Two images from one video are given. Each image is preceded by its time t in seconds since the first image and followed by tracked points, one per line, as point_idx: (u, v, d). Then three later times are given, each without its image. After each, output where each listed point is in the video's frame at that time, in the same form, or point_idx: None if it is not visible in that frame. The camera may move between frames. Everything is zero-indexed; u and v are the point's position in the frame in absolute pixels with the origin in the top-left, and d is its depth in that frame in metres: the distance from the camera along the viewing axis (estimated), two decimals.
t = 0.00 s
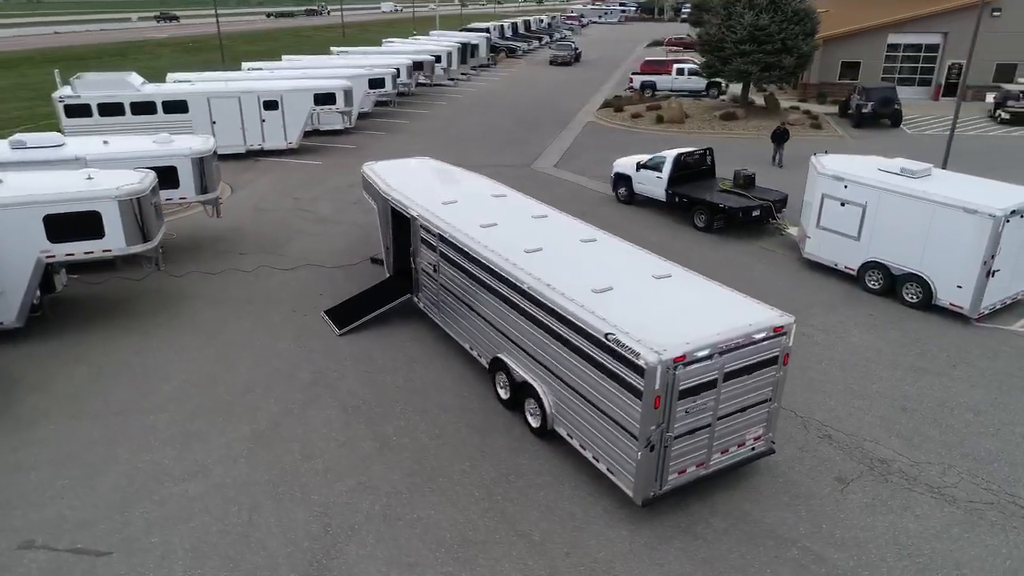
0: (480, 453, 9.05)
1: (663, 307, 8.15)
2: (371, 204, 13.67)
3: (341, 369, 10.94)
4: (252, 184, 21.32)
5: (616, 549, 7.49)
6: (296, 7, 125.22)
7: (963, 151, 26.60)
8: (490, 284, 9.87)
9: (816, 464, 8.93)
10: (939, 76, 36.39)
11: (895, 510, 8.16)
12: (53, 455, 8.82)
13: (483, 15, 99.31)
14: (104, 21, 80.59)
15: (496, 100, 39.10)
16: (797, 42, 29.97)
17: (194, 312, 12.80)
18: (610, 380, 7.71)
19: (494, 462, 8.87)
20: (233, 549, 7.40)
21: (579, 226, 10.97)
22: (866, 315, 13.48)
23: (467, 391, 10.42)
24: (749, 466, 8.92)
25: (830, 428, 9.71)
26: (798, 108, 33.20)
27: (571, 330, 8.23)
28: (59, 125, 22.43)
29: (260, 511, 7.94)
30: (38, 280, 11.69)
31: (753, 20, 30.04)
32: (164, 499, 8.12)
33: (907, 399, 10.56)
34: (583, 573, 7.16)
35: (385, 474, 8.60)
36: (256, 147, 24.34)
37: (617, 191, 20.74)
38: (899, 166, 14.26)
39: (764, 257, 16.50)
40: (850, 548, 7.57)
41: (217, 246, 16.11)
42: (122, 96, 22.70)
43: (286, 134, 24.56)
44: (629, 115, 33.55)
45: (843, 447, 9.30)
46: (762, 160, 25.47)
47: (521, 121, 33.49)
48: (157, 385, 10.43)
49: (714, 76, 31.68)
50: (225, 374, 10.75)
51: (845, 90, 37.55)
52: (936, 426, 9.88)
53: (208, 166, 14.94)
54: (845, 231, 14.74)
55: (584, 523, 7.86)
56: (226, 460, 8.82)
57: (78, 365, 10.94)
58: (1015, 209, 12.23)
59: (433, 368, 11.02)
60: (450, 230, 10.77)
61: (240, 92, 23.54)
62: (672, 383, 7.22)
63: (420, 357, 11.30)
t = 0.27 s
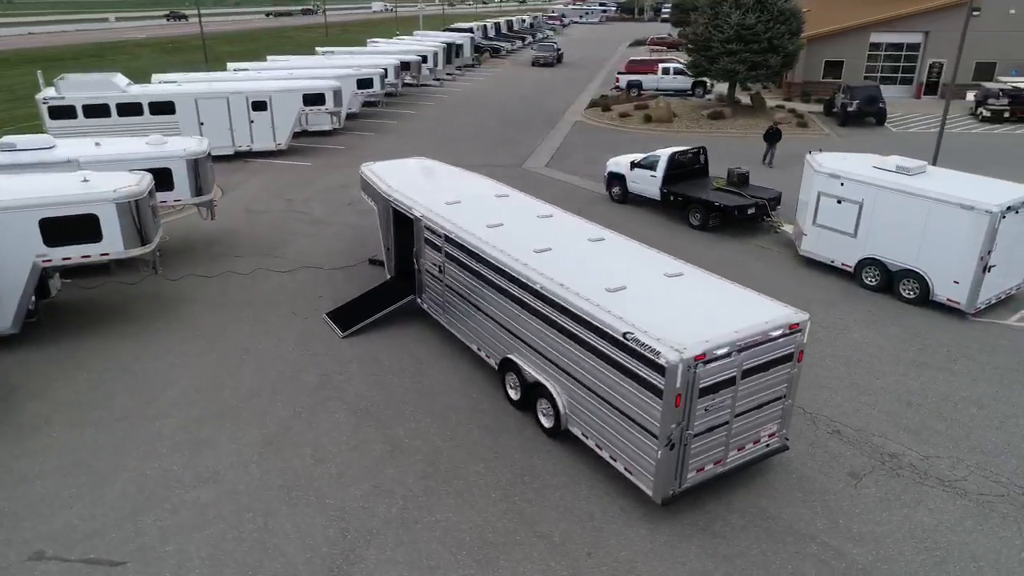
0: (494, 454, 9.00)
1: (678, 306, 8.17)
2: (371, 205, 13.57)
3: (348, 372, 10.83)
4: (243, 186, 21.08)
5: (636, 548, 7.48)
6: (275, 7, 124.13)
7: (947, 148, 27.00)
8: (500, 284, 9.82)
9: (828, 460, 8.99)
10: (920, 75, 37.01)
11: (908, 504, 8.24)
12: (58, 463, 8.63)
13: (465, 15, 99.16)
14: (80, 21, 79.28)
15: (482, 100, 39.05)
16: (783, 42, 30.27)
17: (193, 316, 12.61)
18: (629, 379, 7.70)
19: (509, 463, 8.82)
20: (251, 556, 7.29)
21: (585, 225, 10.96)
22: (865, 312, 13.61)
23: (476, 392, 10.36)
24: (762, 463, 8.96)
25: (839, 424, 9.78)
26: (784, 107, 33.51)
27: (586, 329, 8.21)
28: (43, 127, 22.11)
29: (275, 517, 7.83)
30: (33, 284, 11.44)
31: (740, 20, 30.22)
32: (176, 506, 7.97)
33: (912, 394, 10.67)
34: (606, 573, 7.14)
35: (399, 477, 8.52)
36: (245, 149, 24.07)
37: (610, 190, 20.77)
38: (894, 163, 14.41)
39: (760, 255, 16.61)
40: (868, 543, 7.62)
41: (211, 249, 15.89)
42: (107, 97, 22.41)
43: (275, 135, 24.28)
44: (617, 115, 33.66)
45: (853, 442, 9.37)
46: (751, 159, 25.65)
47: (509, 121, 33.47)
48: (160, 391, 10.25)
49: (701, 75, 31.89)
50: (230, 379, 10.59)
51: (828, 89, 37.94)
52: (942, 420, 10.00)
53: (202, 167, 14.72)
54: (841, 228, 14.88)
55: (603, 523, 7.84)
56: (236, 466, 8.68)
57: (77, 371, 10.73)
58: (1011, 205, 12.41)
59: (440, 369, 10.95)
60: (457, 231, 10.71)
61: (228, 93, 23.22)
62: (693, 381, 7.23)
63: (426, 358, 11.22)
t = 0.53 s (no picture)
0: (508, 453, 8.98)
1: (693, 302, 8.20)
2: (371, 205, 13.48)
3: (355, 373, 10.75)
4: (234, 187, 20.86)
5: (657, 544, 7.50)
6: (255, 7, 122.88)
7: (931, 145, 27.43)
8: (510, 283, 9.81)
9: (839, 453, 9.07)
10: (901, 73, 37.60)
11: (920, 496, 8.34)
12: (67, 470, 8.49)
13: (447, 14, 98.98)
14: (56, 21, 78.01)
15: (469, 100, 38.99)
16: (769, 40, 30.59)
17: (193, 319, 12.46)
18: (646, 375, 7.72)
19: (524, 462, 8.81)
20: (270, 560, 7.21)
21: (591, 223, 10.96)
22: (863, 307, 13.76)
23: (485, 391, 10.34)
24: (774, 457, 9.02)
25: (847, 418, 9.88)
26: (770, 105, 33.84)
27: (602, 327, 8.23)
28: (28, 128, 21.88)
29: (292, 520, 7.75)
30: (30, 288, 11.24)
31: (727, 19, 30.41)
32: (190, 512, 7.86)
33: (915, 386, 10.81)
34: (629, 570, 7.15)
35: (414, 478, 8.47)
36: (234, 150, 23.78)
37: (604, 189, 20.82)
38: (889, 160, 14.59)
39: (756, 252, 16.75)
40: (884, 535, 7.71)
41: (206, 251, 15.71)
42: (93, 97, 22.21)
43: (264, 136, 24.02)
44: (605, 114, 33.78)
45: (861, 436, 9.48)
46: (741, 157, 25.85)
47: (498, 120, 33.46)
48: (165, 395, 10.12)
49: (688, 73, 32.22)
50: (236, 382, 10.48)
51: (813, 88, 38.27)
52: (946, 411, 10.13)
53: (198, 168, 14.53)
54: (837, 224, 15.04)
55: (622, 520, 7.85)
56: (249, 469, 8.59)
57: (78, 376, 10.55)
58: (1005, 200, 12.61)
59: (447, 369, 10.90)
60: (465, 231, 10.66)
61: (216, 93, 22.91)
62: (712, 377, 7.26)
63: (433, 358, 11.17)
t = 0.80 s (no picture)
0: (521, 450, 8.97)
1: (707, 298, 8.24)
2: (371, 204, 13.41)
3: (361, 374, 10.68)
4: (224, 188, 20.63)
5: (676, 539, 7.53)
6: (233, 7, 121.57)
7: (915, 142, 27.86)
8: (518, 280, 9.80)
9: (848, 446, 9.17)
10: (882, 72, 38.11)
11: (931, 486, 8.45)
12: (74, 475, 8.33)
13: (428, 14, 98.71)
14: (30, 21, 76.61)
15: (456, 100, 38.91)
16: (755, 39, 30.84)
17: (192, 321, 12.30)
18: (663, 371, 7.75)
19: (537, 459, 8.80)
20: (289, 562, 7.14)
21: (596, 220, 10.98)
22: (860, 301, 13.92)
23: (494, 389, 10.31)
24: (784, 451, 9.10)
25: (853, 410, 10.00)
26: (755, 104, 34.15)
27: (617, 323, 8.25)
28: (11, 129, 21.60)
29: (308, 522, 7.68)
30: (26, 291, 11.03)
31: (713, 18, 30.66)
32: (203, 515, 7.75)
33: (917, 378, 10.96)
34: (650, 565, 7.17)
35: (429, 477, 8.43)
36: (222, 150, 23.51)
37: (597, 187, 20.88)
38: (882, 156, 14.78)
39: (752, 249, 16.88)
40: (898, 525, 7.80)
41: (201, 252, 15.51)
42: (77, 98, 21.96)
43: (253, 136, 23.75)
44: (592, 113, 33.89)
45: (868, 428, 9.59)
46: (730, 155, 26.06)
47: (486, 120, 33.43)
48: (169, 397, 9.97)
49: (674, 72, 32.35)
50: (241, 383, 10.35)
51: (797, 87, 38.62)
52: (949, 403, 10.29)
53: (193, 168, 14.36)
54: (833, 220, 15.22)
55: (640, 515, 7.87)
56: (260, 471, 8.49)
57: (78, 380, 10.37)
58: (998, 194, 12.82)
59: (454, 368, 10.86)
60: (471, 229, 10.64)
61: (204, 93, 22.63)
62: (730, 371, 7.31)
63: (439, 357, 11.13)
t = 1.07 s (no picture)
0: (532, 447, 8.97)
1: (717, 292, 8.29)
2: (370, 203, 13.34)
3: (366, 373, 10.61)
4: (213, 189, 20.40)
5: (693, 532, 7.58)
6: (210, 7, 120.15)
7: (897, 139, 28.28)
8: (526, 277, 9.79)
9: (854, 437, 9.29)
10: (863, 70, 38.63)
11: (938, 475, 8.59)
12: (81, 479, 8.19)
13: (408, 14, 98.34)
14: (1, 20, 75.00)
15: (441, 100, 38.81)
16: (740, 38, 31.08)
17: (190, 322, 12.14)
18: (677, 365, 7.79)
19: (549, 455, 8.81)
20: (307, 563, 7.07)
21: (600, 216, 11.00)
22: (855, 296, 14.10)
23: (502, 387, 10.30)
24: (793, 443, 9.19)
25: (856, 402, 10.13)
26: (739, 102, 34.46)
27: (629, 318, 8.28)
28: None
29: (324, 522, 7.62)
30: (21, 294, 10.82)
31: (697, 17, 30.91)
32: (217, 517, 7.66)
33: (916, 370, 11.13)
34: (669, 558, 7.20)
35: (442, 475, 8.40)
36: (209, 151, 23.23)
37: (589, 185, 20.96)
38: (874, 152, 14.99)
39: (745, 245, 17.04)
40: (909, 514, 7.92)
41: (194, 253, 15.32)
42: (60, 98, 21.63)
43: (241, 137, 23.51)
44: (578, 112, 33.98)
45: (873, 419, 9.72)
46: (718, 152, 26.27)
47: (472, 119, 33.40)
48: (173, 400, 9.84)
49: (659, 71, 32.66)
50: (245, 385, 10.25)
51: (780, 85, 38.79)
52: (949, 393, 10.46)
53: (187, 169, 14.18)
54: (826, 215, 15.42)
55: (655, 508, 7.90)
56: (271, 472, 8.41)
57: (78, 384, 10.19)
58: (989, 189, 13.06)
59: (460, 366, 10.83)
60: (475, 227, 10.62)
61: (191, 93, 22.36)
62: (745, 364, 7.36)
63: (444, 356, 11.09)
